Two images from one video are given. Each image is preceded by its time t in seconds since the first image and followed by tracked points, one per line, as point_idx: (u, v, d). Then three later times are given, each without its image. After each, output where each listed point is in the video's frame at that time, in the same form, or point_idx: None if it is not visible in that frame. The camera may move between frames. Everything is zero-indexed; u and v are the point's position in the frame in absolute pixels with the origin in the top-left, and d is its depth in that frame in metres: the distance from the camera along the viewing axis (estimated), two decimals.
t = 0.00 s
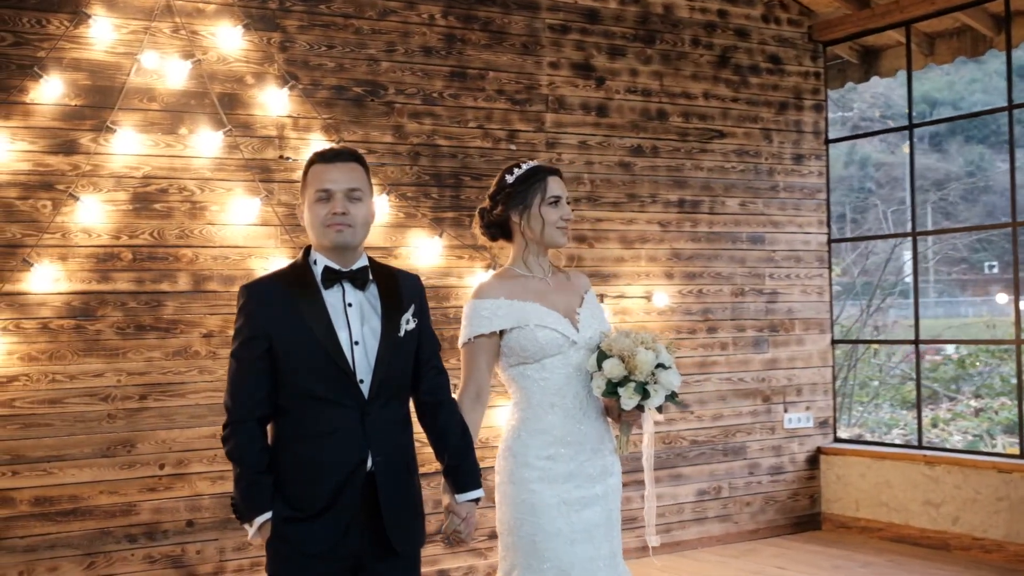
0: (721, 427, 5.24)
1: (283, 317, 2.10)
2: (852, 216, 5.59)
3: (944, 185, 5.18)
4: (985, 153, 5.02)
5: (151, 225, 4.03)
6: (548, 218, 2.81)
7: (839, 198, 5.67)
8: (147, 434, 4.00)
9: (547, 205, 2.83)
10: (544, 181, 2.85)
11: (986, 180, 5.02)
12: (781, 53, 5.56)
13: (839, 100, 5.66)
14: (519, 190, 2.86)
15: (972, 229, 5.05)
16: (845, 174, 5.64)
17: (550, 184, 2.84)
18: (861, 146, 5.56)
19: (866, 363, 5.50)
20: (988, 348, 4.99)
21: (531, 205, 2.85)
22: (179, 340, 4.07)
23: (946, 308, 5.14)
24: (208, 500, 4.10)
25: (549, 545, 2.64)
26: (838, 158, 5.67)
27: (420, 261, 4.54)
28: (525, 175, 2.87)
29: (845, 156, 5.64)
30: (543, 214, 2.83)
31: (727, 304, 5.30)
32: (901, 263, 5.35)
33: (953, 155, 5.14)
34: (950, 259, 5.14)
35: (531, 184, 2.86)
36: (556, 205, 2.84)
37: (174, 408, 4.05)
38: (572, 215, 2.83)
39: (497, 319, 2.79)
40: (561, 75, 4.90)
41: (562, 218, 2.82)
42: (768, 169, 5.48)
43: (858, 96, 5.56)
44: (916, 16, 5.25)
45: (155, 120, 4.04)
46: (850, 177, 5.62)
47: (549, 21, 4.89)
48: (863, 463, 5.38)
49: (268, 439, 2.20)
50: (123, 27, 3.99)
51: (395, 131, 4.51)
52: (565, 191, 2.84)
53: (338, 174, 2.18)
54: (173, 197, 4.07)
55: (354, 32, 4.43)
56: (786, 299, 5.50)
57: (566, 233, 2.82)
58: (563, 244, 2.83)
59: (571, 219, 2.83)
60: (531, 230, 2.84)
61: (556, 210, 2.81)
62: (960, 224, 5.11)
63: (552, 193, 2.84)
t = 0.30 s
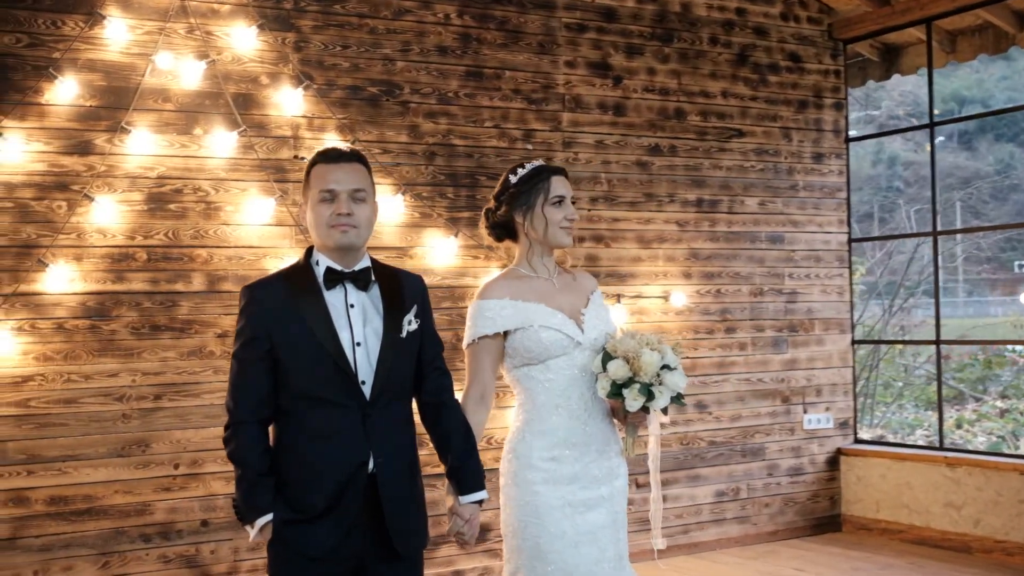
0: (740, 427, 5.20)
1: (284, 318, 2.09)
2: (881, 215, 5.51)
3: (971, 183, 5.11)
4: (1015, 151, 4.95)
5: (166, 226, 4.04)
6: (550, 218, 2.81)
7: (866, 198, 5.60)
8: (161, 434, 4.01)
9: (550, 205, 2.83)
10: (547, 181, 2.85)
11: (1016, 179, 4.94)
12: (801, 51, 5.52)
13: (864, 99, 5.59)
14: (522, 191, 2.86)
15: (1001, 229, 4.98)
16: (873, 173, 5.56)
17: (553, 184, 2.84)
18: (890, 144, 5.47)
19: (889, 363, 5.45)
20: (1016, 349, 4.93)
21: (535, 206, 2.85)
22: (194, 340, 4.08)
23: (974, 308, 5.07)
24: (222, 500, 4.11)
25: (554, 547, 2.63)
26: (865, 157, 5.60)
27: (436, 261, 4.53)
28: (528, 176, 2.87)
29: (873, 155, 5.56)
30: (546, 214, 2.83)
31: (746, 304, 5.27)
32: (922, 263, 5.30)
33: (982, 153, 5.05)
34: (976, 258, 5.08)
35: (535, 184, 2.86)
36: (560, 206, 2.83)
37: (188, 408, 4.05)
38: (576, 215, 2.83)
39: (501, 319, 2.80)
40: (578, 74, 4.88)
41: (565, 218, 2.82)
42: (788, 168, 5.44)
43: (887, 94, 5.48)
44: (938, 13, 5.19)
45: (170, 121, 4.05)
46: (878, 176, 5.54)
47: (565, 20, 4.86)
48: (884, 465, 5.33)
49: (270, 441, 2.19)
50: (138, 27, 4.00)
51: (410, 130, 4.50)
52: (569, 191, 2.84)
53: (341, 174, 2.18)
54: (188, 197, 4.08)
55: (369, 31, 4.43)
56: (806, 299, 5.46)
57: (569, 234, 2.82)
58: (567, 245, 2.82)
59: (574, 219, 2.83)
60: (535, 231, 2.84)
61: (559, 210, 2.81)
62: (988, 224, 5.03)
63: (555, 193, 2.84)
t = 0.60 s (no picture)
0: (760, 428, 5.17)
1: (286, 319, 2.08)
2: (910, 215, 5.43)
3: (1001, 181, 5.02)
4: None
5: (182, 226, 4.05)
6: (557, 218, 2.82)
7: (891, 197, 5.53)
8: (177, 434, 4.02)
9: (556, 205, 2.84)
10: (553, 180, 2.87)
11: None
12: (821, 49, 5.48)
13: (892, 97, 5.52)
14: (528, 190, 2.88)
15: None
16: (902, 172, 5.48)
17: (559, 183, 2.86)
18: (919, 142, 5.38)
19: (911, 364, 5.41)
20: None
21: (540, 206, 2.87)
22: (210, 340, 4.09)
23: (1005, 308, 4.99)
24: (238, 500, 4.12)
25: (560, 549, 2.65)
26: (894, 155, 5.51)
27: (452, 261, 4.53)
28: (536, 175, 2.89)
29: (902, 153, 5.47)
30: (551, 214, 2.85)
31: (766, 304, 5.23)
32: (946, 264, 5.24)
33: (1013, 151, 4.96)
34: (1004, 257, 5.00)
35: (540, 184, 2.88)
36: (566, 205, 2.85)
37: (204, 408, 4.06)
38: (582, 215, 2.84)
39: (507, 320, 2.81)
40: (596, 73, 4.85)
41: (571, 218, 2.83)
42: (808, 167, 5.40)
43: (917, 92, 5.40)
44: (960, 9, 5.14)
45: (186, 121, 4.06)
46: (907, 175, 5.45)
47: (582, 18, 4.84)
48: (906, 466, 5.28)
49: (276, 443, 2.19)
50: (154, 28, 4.01)
51: (426, 130, 4.49)
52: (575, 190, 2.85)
53: (347, 174, 2.17)
54: (204, 197, 4.09)
55: (385, 31, 4.42)
56: (827, 299, 5.41)
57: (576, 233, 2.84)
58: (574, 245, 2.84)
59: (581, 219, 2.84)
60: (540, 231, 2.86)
61: (565, 210, 2.82)
62: (1018, 223, 4.94)
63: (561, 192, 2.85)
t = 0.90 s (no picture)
0: (780, 428, 5.13)
1: (290, 319, 2.07)
2: (939, 213, 5.34)
3: None
4: None
5: (198, 225, 4.06)
6: (558, 217, 2.83)
7: (914, 197, 5.47)
8: (193, 433, 4.03)
9: (558, 204, 2.86)
10: (556, 179, 2.88)
11: None
12: (843, 46, 5.43)
13: (919, 95, 5.45)
14: (532, 190, 2.90)
15: None
16: (931, 170, 5.39)
17: (561, 182, 2.87)
18: (948, 141, 5.29)
19: (936, 364, 5.36)
20: None
21: (543, 205, 2.89)
22: (225, 340, 4.10)
23: None
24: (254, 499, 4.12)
25: (566, 551, 2.64)
26: (923, 153, 5.42)
27: (469, 261, 4.51)
28: (540, 175, 2.90)
29: (931, 152, 5.38)
30: (553, 213, 2.86)
31: (786, 304, 5.19)
32: (969, 264, 5.19)
33: None
34: None
35: (544, 183, 2.89)
36: (569, 203, 2.86)
37: (220, 408, 4.07)
38: (585, 213, 2.84)
39: (513, 319, 2.80)
40: (613, 71, 4.83)
41: (573, 216, 2.84)
42: (829, 165, 5.35)
43: (946, 90, 5.31)
44: (984, 6, 5.08)
45: (202, 121, 4.06)
46: (936, 173, 5.36)
47: (601, 17, 4.82)
48: (928, 468, 5.23)
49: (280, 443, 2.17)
50: (171, 28, 4.02)
51: (443, 129, 4.48)
52: (578, 189, 2.85)
53: (355, 174, 2.17)
54: (220, 197, 4.09)
55: (401, 30, 4.42)
56: (848, 298, 5.36)
57: (578, 232, 2.84)
58: (577, 244, 2.85)
59: (584, 217, 2.85)
60: (544, 231, 2.88)
61: (567, 209, 2.83)
62: None
63: (564, 191, 2.86)
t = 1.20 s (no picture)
0: (800, 429, 5.09)
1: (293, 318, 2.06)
2: (970, 212, 5.26)
3: None
4: None
5: (214, 225, 4.06)
6: (557, 216, 2.85)
7: (940, 196, 5.41)
8: (209, 432, 4.03)
9: (558, 202, 2.87)
10: (557, 178, 2.90)
11: None
12: (864, 44, 5.38)
13: (947, 92, 5.36)
14: (535, 191, 2.92)
15: None
16: (961, 168, 5.31)
17: (561, 181, 2.88)
18: (977, 139, 5.22)
19: (960, 364, 5.31)
20: None
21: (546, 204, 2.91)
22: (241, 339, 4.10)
23: None
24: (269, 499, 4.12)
25: (573, 552, 2.64)
26: (952, 152, 5.34)
27: (486, 260, 4.50)
28: (544, 176, 2.93)
29: (961, 150, 5.30)
30: (554, 213, 2.88)
31: (806, 303, 5.15)
32: (995, 264, 5.15)
33: None
34: None
35: (546, 182, 2.91)
36: (569, 202, 2.87)
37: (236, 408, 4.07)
38: (584, 210, 2.85)
39: (518, 319, 2.80)
40: (631, 70, 4.80)
41: (572, 214, 2.85)
42: (850, 163, 5.30)
43: (976, 88, 5.23)
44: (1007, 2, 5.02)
45: (217, 120, 4.07)
46: (966, 172, 5.29)
47: (618, 14, 4.79)
48: (950, 469, 5.17)
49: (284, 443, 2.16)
50: (187, 28, 4.03)
51: (459, 128, 4.47)
52: (578, 186, 2.86)
53: (363, 173, 2.16)
54: (236, 196, 4.09)
55: (418, 29, 4.41)
56: (869, 298, 5.32)
57: (577, 229, 2.85)
58: (578, 241, 2.85)
59: (583, 214, 2.85)
60: (546, 230, 2.90)
61: (564, 207, 2.84)
62: None
63: (564, 189, 2.88)
